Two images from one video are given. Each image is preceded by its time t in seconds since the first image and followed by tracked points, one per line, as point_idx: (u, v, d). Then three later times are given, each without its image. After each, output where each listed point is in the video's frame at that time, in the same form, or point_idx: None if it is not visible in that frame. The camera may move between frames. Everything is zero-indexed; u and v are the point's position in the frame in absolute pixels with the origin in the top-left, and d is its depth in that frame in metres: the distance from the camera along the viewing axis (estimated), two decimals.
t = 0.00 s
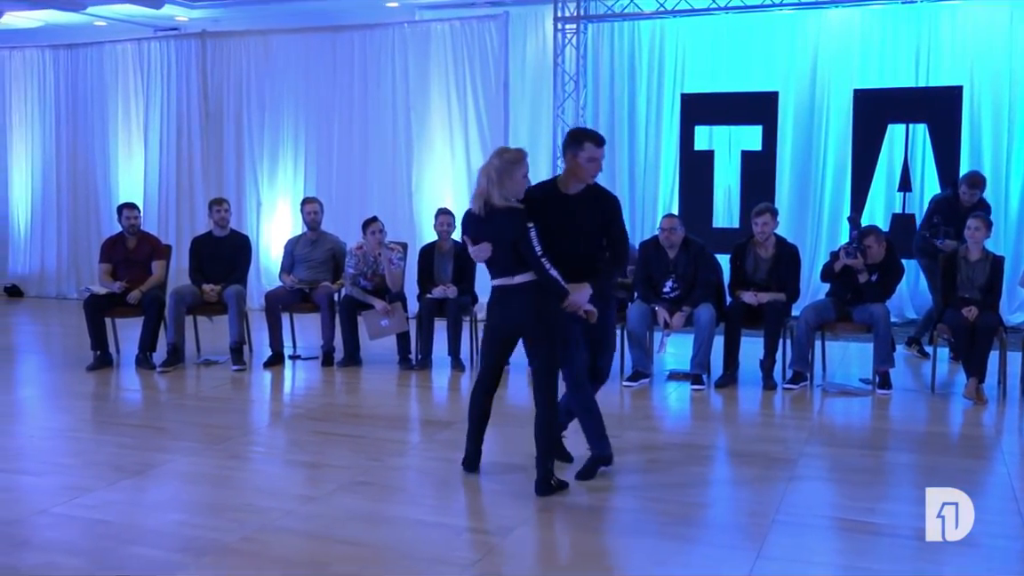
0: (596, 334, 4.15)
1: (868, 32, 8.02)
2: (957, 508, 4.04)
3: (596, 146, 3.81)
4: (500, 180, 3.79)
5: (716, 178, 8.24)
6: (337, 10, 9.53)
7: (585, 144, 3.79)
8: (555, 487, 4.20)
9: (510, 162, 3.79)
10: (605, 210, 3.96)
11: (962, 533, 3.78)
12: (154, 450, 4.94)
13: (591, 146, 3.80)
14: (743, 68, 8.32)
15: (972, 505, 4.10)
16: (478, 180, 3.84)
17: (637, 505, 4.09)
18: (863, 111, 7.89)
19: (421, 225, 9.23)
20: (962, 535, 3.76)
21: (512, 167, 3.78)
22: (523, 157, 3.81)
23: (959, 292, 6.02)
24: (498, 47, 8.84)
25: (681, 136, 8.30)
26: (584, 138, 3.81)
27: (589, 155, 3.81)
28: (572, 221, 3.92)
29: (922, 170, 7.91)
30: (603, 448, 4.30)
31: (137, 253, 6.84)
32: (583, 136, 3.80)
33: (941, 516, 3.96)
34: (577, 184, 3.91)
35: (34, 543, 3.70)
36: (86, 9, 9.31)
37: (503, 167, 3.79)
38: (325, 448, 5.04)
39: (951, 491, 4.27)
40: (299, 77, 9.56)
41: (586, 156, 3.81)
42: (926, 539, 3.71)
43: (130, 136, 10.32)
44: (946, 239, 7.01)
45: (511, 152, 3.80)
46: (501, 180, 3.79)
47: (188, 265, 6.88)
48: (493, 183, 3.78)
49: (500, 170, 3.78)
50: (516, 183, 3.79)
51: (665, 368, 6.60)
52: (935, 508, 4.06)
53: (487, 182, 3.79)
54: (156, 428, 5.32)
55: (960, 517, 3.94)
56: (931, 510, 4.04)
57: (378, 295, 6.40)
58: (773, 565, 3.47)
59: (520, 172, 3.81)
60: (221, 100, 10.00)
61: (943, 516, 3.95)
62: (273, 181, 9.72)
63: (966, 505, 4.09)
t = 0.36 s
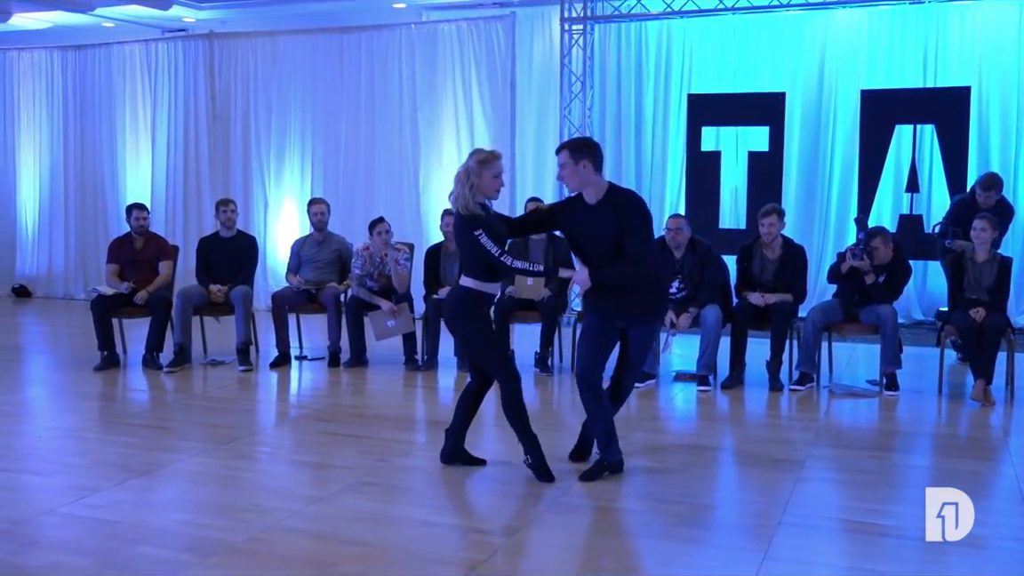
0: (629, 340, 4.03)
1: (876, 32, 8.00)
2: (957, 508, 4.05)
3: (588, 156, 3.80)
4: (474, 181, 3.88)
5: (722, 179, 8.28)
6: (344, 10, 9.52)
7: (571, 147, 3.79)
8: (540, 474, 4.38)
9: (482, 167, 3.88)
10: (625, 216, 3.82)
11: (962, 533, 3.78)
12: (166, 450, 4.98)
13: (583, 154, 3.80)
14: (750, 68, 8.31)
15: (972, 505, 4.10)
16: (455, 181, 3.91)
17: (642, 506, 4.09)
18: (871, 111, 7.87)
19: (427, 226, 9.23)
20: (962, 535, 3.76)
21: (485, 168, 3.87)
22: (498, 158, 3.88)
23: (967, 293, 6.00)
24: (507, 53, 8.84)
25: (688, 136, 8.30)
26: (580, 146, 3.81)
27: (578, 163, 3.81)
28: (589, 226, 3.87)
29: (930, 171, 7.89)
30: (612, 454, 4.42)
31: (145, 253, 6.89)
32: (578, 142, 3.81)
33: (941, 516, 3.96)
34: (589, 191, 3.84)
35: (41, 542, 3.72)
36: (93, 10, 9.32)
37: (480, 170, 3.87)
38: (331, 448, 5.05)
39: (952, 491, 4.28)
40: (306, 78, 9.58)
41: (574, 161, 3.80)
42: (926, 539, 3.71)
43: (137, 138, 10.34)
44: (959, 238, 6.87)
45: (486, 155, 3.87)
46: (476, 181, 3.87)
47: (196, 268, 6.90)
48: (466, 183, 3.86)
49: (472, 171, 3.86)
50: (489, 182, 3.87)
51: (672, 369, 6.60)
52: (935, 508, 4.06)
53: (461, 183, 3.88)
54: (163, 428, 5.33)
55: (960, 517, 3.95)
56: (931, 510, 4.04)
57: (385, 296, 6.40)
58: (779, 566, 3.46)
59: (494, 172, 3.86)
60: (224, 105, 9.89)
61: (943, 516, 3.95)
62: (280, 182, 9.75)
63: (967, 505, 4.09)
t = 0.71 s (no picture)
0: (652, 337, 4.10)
1: (873, 32, 8.01)
2: (957, 508, 4.05)
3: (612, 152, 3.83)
4: (478, 176, 3.93)
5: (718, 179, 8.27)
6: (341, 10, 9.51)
7: (593, 144, 3.84)
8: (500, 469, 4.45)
9: (485, 165, 3.89)
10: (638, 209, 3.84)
11: (962, 533, 3.79)
12: (163, 450, 4.98)
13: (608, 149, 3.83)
14: (747, 68, 8.32)
15: (972, 505, 4.11)
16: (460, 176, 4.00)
17: (639, 506, 4.09)
18: (866, 111, 7.88)
19: (424, 225, 9.24)
20: (963, 535, 3.76)
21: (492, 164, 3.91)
22: (505, 154, 3.92)
23: (963, 292, 6.02)
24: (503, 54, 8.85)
25: (683, 136, 8.31)
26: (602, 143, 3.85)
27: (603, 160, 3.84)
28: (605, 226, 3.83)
29: (926, 171, 7.90)
30: (612, 456, 4.40)
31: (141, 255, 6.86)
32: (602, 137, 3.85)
33: (942, 516, 3.97)
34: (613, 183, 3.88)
35: (36, 543, 3.72)
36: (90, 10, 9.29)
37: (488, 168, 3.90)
38: (328, 448, 5.04)
39: (951, 491, 4.29)
40: (303, 78, 9.57)
41: (597, 158, 3.83)
42: (927, 539, 3.72)
43: (133, 138, 10.33)
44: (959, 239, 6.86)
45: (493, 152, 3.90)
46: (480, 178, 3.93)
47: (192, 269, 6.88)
48: (472, 177, 3.91)
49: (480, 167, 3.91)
50: (495, 179, 3.92)
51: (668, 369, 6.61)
52: (935, 508, 4.07)
53: (469, 178, 3.94)
54: (159, 428, 5.32)
55: (960, 517, 3.96)
56: (931, 510, 4.05)
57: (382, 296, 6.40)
58: (775, 565, 3.46)
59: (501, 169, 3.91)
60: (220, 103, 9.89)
61: (943, 516, 3.96)
62: (276, 181, 9.74)
63: (967, 505, 4.11)
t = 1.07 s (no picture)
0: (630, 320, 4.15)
1: (815, 36, 8.16)
2: (957, 508, 4.06)
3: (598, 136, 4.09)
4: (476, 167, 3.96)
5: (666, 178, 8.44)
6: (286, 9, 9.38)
7: (581, 128, 4.08)
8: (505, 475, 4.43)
9: (480, 158, 3.93)
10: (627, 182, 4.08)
11: (963, 533, 3.79)
12: (102, 454, 4.88)
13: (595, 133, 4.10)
14: (692, 68, 8.42)
15: (972, 505, 4.11)
16: (459, 169, 4.03)
17: (587, 504, 4.11)
18: (810, 112, 7.95)
19: (371, 226, 9.19)
20: (963, 534, 3.76)
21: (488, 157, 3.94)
22: (501, 144, 3.97)
23: (903, 289, 6.13)
24: (448, 52, 8.84)
25: (632, 136, 8.29)
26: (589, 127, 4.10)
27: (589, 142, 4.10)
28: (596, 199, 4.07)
29: (867, 171, 8.06)
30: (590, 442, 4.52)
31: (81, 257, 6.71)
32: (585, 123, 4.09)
33: (941, 516, 3.98)
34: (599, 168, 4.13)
35: None
36: (26, 7, 9.07)
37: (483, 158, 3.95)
38: (274, 451, 4.98)
39: (954, 492, 4.29)
40: (248, 78, 9.45)
41: (587, 141, 4.09)
42: (928, 539, 3.72)
43: (72, 138, 10.11)
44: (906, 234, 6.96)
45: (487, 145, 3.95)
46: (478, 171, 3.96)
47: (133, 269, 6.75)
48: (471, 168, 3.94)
49: (478, 158, 3.94)
50: (493, 170, 3.96)
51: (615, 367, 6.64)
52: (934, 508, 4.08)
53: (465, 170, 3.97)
54: (100, 433, 5.21)
55: (960, 517, 3.96)
56: (930, 510, 4.06)
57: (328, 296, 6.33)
58: (722, 561, 3.49)
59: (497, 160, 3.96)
60: (164, 102, 9.72)
61: (943, 516, 3.97)
62: (219, 182, 9.61)
63: (967, 505, 4.11)
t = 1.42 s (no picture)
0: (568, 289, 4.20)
1: (729, 39, 8.31)
2: (958, 508, 4.05)
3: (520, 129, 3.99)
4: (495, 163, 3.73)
5: (586, 179, 8.46)
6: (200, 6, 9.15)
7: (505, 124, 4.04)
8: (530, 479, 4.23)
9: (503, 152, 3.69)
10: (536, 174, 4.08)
11: (963, 534, 3.78)
12: (6, 464, 4.70)
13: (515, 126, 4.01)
14: (611, 68, 8.52)
15: (973, 505, 4.09)
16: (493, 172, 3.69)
17: (509, 503, 4.11)
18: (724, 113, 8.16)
19: (289, 226, 9.06)
20: (966, 534, 3.75)
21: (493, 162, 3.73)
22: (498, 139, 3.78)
23: (816, 285, 6.29)
24: (367, 51, 8.77)
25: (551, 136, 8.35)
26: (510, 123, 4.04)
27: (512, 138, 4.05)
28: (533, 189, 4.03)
29: (780, 171, 8.23)
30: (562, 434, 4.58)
31: None
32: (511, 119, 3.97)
33: (942, 517, 3.96)
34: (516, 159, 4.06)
35: None
36: None
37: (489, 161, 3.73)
38: (190, 457, 4.87)
39: (954, 492, 4.27)
40: (161, 75, 9.23)
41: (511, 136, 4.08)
42: (927, 539, 3.71)
43: None
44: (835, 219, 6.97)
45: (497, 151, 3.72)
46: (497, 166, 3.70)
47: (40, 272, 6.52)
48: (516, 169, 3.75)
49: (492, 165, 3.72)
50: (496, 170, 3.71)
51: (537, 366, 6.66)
52: (934, 509, 4.06)
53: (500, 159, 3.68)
54: (6, 441, 5.03)
55: (960, 517, 3.95)
56: (932, 509, 4.04)
57: (245, 297, 6.23)
58: (643, 556, 3.53)
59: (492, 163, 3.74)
60: (72, 100, 9.40)
61: (944, 517, 3.95)
62: (132, 182, 9.37)
63: (968, 505, 4.09)
